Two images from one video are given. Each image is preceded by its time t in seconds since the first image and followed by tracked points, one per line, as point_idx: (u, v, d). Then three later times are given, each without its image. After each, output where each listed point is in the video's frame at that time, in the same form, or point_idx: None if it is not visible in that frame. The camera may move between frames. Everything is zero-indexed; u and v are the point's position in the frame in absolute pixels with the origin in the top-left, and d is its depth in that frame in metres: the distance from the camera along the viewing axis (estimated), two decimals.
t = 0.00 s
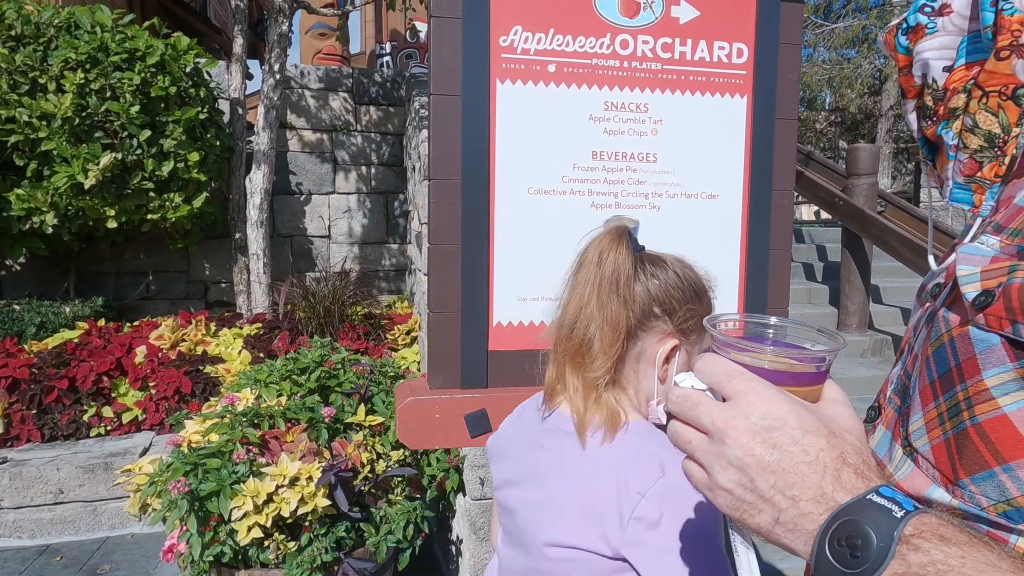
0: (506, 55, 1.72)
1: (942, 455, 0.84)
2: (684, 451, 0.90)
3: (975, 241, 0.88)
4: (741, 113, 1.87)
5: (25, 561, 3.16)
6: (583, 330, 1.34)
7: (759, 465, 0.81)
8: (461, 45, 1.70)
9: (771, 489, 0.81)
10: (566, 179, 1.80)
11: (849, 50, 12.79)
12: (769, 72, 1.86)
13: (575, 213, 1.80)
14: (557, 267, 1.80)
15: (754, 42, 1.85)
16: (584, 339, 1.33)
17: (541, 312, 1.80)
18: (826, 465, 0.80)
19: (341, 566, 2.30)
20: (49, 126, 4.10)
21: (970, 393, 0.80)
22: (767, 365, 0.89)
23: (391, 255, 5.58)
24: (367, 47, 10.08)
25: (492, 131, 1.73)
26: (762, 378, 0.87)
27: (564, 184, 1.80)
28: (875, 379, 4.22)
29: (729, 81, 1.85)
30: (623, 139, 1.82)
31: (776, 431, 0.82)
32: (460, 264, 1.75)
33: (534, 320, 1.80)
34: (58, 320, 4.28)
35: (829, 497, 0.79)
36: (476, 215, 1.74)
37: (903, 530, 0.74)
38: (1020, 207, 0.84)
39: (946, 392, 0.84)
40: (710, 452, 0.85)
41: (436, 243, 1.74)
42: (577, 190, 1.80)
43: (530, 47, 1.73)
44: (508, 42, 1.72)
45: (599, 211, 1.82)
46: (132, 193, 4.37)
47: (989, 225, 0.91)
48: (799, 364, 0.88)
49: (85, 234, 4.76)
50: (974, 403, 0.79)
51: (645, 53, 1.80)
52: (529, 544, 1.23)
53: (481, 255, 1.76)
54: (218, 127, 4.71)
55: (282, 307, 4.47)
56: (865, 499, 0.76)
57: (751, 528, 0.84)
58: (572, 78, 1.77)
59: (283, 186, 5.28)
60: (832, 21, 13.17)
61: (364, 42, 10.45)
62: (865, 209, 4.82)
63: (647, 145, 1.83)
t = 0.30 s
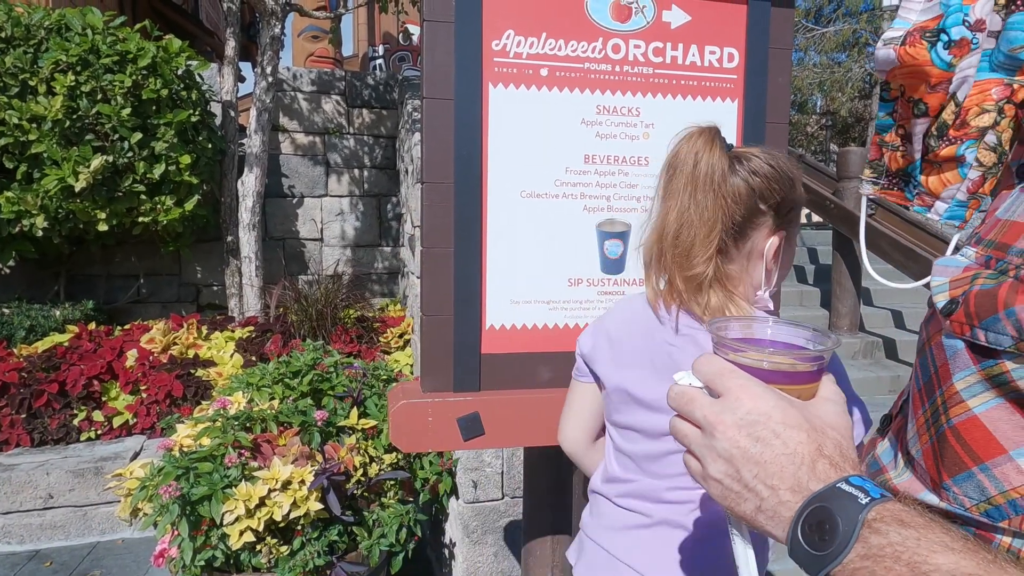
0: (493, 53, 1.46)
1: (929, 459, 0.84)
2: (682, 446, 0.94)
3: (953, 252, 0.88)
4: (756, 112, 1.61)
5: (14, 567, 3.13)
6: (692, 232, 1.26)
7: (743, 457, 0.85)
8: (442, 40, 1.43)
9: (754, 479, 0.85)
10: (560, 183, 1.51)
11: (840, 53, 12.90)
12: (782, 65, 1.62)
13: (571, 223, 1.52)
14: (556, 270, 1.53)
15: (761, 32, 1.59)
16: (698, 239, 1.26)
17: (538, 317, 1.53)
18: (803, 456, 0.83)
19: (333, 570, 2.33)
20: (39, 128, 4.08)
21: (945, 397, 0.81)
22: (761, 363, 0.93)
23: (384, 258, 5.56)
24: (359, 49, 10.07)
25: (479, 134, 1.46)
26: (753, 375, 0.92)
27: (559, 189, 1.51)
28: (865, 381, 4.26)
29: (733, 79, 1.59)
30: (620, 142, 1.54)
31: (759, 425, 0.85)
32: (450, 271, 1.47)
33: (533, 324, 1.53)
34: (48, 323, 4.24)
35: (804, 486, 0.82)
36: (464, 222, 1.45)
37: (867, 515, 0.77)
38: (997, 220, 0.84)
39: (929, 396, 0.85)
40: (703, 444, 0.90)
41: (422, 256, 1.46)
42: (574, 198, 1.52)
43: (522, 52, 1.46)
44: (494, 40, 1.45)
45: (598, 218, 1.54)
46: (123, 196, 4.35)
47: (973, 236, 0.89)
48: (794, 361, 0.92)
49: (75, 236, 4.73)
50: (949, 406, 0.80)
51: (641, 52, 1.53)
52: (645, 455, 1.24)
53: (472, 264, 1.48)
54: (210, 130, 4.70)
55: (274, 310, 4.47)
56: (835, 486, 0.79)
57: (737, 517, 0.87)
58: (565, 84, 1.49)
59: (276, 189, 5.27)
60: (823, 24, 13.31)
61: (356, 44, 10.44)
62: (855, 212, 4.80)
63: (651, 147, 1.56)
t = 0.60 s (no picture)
0: (488, 58, 1.46)
1: (976, 453, 0.79)
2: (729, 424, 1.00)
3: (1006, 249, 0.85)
4: (750, 118, 1.62)
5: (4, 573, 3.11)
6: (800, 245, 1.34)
7: (787, 435, 0.89)
8: (438, 44, 1.43)
9: (796, 456, 0.88)
10: (556, 187, 1.52)
11: (832, 58, 13.04)
12: (776, 70, 1.63)
13: (566, 227, 1.53)
14: (552, 273, 1.54)
15: (754, 36, 1.60)
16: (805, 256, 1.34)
17: (534, 319, 1.54)
18: (843, 435, 0.86)
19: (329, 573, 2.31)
20: (32, 131, 4.06)
21: (992, 387, 0.77)
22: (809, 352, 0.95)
23: (379, 261, 5.56)
24: (354, 53, 10.09)
25: (475, 139, 1.46)
26: (800, 361, 0.95)
27: (555, 193, 1.52)
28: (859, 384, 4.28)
29: (727, 83, 1.60)
30: (615, 146, 1.55)
31: (804, 405, 0.89)
32: (447, 274, 1.48)
33: (529, 326, 1.53)
34: (40, 327, 4.23)
35: (844, 463, 0.85)
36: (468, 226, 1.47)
37: (903, 488, 0.78)
38: None
39: (974, 389, 0.81)
40: (749, 424, 0.95)
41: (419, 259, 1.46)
42: (570, 201, 1.53)
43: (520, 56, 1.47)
44: (489, 44, 1.46)
45: (593, 222, 1.54)
46: (116, 199, 4.33)
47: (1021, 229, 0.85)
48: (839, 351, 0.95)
49: (67, 240, 4.71)
50: (995, 396, 0.76)
51: (635, 57, 1.54)
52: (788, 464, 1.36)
53: (469, 267, 1.48)
54: (204, 133, 4.69)
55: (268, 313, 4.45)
56: (873, 462, 0.81)
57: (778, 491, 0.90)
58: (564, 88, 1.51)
59: (270, 192, 5.26)
60: (815, 29, 13.51)
61: (350, 48, 10.49)
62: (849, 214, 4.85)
63: (646, 151, 1.56)
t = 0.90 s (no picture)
0: (484, 61, 1.46)
1: None
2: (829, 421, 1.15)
3: None
4: (744, 122, 1.62)
5: None
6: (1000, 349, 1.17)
7: (894, 430, 1.04)
8: (433, 47, 1.44)
9: (904, 450, 1.03)
10: (551, 190, 1.52)
11: (825, 62, 13.13)
12: (770, 74, 1.63)
13: (561, 230, 1.53)
14: (547, 276, 1.54)
15: (748, 40, 1.61)
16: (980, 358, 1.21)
17: (530, 322, 1.54)
18: (953, 430, 1.02)
19: None
20: (24, 133, 4.02)
21: None
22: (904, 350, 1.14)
23: (373, 264, 5.53)
24: (347, 56, 10.07)
25: (471, 142, 1.46)
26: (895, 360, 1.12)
27: (550, 196, 1.52)
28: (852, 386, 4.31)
29: (722, 87, 1.61)
30: (611, 150, 1.55)
31: (908, 402, 1.04)
32: (443, 277, 1.47)
33: (524, 329, 1.53)
34: (32, 331, 4.20)
35: (956, 455, 1.00)
36: (461, 229, 1.46)
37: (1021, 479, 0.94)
38: None
39: None
40: (850, 420, 1.10)
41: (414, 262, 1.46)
42: (565, 204, 1.53)
43: (514, 59, 1.47)
44: (485, 47, 1.46)
45: (589, 224, 1.54)
46: (110, 202, 4.31)
47: None
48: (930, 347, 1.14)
49: (60, 243, 4.69)
50: None
51: (631, 60, 1.54)
52: None
53: (464, 269, 1.48)
54: (198, 135, 4.69)
55: (263, 316, 4.41)
56: (989, 454, 0.96)
57: (887, 483, 1.07)
58: (555, 91, 1.50)
59: (265, 195, 5.25)
60: (808, 33, 13.63)
61: (344, 50, 10.48)
62: (843, 218, 4.89)
63: (642, 154, 1.57)
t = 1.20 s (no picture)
0: (479, 65, 1.47)
1: None
2: (942, 424, 1.11)
3: None
4: (739, 127, 1.63)
5: None
6: None
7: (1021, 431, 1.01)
8: (428, 52, 1.44)
9: None
10: (545, 194, 1.52)
11: (820, 65, 13.21)
12: (764, 78, 1.64)
13: (556, 234, 1.53)
14: (541, 280, 1.54)
15: (743, 45, 1.62)
16: None
17: (524, 326, 1.54)
18: None
19: None
20: (19, 136, 4.03)
21: None
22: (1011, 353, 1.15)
23: (369, 267, 5.54)
24: (344, 59, 10.09)
25: (465, 146, 1.46)
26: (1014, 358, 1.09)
27: (545, 200, 1.52)
28: (847, 389, 4.32)
29: (717, 91, 1.62)
30: (605, 153, 1.55)
31: None
32: (437, 281, 1.47)
33: (519, 333, 1.53)
34: (26, 334, 4.19)
35: None
36: (455, 233, 1.47)
37: None
38: None
39: None
40: (971, 423, 1.06)
41: (409, 266, 1.46)
42: (559, 208, 1.53)
43: (509, 63, 1.48)
44: (480, 51, 1.46)
45: (584, 228, 1.55)
46: (104, 204, 4.30)
47: None
48: None
49: (55, 245, 4.68)
50: None
51: (626, 64, 1.54)
52: None
53: (459, 273, 1.48)
54: (193, 138, 4.69)
55: (258, 319, 4.39)
56: None
57: (1010, 482, 1.06)
58: (550, 95, 1.51)
59: (260, 198, 5.24)
60: (803, 37, 13.71)
61: (341, 52, 10.50)
62: (837, 221, 4.91)
63: (637, 158, 1.57)
